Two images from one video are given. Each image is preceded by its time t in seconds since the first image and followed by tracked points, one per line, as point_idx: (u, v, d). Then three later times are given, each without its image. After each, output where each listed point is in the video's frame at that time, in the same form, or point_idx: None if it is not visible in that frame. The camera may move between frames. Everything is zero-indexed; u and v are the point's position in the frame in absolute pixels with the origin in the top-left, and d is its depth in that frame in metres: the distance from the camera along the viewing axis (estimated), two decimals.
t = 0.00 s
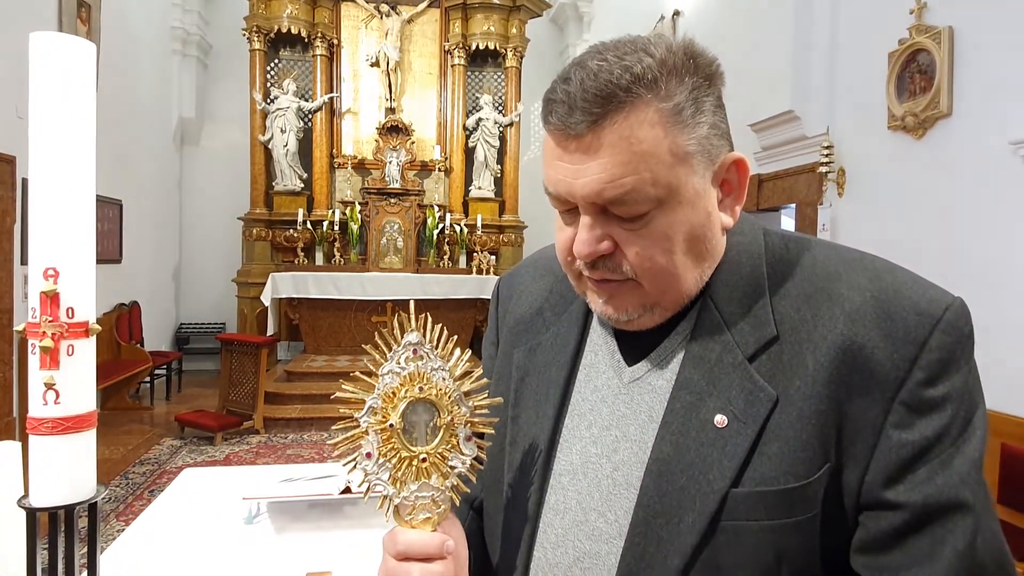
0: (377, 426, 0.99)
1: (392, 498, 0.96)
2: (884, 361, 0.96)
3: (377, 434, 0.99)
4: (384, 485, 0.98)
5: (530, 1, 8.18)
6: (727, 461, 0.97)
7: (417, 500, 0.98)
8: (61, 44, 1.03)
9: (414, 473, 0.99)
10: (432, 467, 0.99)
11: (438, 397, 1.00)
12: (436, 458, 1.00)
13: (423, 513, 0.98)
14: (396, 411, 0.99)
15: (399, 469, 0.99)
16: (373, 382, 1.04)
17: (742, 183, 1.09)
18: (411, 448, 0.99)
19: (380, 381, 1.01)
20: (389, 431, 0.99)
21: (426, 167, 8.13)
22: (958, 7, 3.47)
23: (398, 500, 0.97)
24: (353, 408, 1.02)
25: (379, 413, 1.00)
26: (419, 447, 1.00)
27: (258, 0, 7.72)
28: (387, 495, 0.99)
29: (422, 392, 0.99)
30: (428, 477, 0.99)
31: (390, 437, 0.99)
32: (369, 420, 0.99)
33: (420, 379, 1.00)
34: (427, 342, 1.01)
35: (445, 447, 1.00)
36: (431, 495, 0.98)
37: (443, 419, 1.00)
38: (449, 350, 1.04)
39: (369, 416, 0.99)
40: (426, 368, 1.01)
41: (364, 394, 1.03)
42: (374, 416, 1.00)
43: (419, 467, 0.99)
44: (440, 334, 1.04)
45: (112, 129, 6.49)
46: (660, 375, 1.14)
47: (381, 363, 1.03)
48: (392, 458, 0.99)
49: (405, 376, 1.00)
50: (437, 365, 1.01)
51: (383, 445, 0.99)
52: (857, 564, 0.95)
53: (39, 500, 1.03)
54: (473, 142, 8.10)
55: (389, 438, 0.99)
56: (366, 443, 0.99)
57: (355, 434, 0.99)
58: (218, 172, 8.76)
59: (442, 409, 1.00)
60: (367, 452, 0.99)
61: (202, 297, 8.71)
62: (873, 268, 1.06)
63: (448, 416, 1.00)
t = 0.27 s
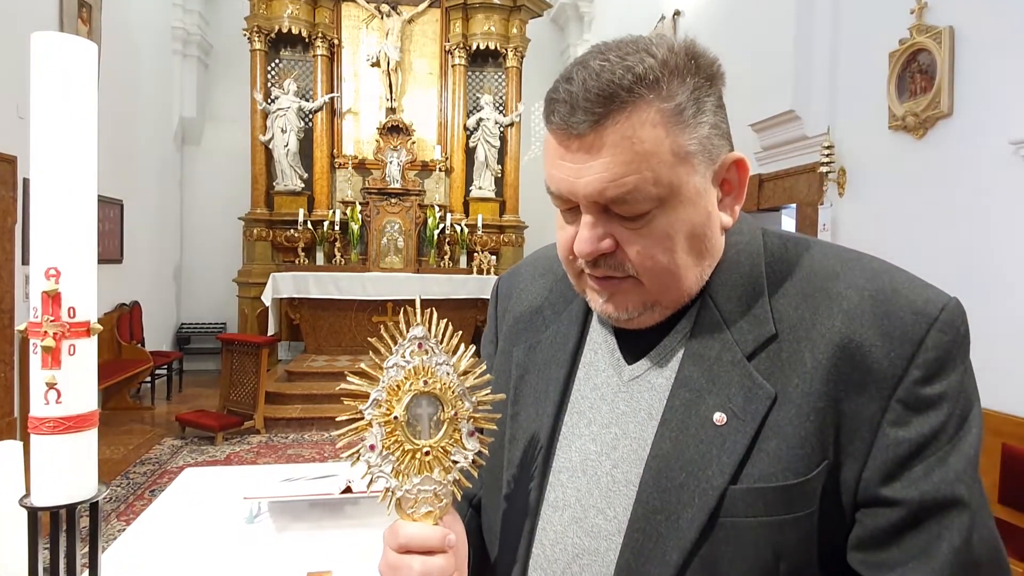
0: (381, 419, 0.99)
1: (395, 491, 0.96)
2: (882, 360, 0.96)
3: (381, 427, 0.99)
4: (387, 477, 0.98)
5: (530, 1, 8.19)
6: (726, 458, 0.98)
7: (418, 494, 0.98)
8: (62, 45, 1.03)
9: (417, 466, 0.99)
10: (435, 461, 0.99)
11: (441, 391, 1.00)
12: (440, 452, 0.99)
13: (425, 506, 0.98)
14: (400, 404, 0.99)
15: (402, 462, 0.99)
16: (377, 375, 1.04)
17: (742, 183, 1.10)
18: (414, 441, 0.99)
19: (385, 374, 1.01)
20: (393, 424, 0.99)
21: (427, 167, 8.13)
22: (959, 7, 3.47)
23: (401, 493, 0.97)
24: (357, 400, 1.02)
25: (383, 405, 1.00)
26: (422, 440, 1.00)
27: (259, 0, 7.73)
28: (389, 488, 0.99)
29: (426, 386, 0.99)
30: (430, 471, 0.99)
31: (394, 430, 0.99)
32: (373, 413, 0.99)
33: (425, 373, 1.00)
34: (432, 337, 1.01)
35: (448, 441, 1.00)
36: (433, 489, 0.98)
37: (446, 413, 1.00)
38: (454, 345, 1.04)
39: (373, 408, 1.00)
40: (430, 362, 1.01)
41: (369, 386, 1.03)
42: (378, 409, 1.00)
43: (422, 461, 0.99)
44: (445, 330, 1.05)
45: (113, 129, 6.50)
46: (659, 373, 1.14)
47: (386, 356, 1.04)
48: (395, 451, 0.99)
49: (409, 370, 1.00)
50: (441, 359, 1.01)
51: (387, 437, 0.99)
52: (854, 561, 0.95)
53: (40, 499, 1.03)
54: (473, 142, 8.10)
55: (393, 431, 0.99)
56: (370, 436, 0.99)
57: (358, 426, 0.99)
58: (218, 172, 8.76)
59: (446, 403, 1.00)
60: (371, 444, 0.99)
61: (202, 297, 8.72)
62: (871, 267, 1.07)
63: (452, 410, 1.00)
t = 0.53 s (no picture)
0: (387, 420, 0.99)
1: (398, 492, 0.96)
2: (877, 361, 0.96)
3: (387, 427, 0.99)
4: (391, 479, 0.98)
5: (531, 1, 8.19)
6: (724, 459, 0.98)
7: (422, 495, 0.98)
8: (64, 45, 1.03)
9: (421, 468, 0.99)
10: (440, 462, 0.99)
11: (448, 394, 1.00)
12: (445, 454, 1.00)
13: (428, 508, 0.98)
14: (406, 405, 0.99)
15: (407, 463, 0.99)
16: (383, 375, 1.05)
17: (737, 184, 1.10)
18: (420, 443, 0.99)
19: (392, 374, 1.01)
20: (398, 424, 0.99)
21: (428, 167, 8.13)
22: (960, 7, 3.47)
23: (404, 494, 0.97)
24: (363, 400, 1.02)
25: (389, 406, 1.00)
26: (427, 442, 1.01)
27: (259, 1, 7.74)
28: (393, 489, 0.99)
29: (433, 387, 0.99)
30: (434, 472, 0.99)
31: (400, 431, 0.99)
32: (379, 413, 0.99)
33: (432, 375, 1.00)
34: (439, 339, 1.01)
35: (453, 443, 1.00)
36: (436, 491, 0.98)
37: (452, 415, 1.00)
38: (460, 347, 1.04)
39: (380, 408, 0.99)
40: (437, 364, 1.01)
41: (375, 386, 1.03)
42: (384, 409, 1.00)
43: (426, 462, 0.99)
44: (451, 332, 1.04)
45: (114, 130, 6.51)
46: (657, 374, 1.14)
47: (392, 356, 1.03)
48: (401, 451, 0.99)
49: (416, 371, 1.00)
50: (448, 361, 1.01)
51: (392, 438, 0.99)
52: (851, 562, 0.95)
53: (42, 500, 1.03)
54: (474, 142, 8.11)
55: (399, 431, 0.99)
56: (376, 436, 0.99)
57: (364, 426, 1.00)
58: (219, 171, 8.77)
59: (452, 405, 1.00)
60: (376, 445, 0.99)
61: (203, 297, 8.72)
62: (868, 268, 1.07)
63: (457, 412, 1.00)
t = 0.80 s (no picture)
0: (393, 419, 1.00)
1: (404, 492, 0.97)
2: (878, 359, 0.96)
3: (392, 426, 1.00)
4: (397, 479, 0.98)
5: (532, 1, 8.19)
6: (725, 458, 0.98)
7: (428, 495, 0.98)
8: (68, 45, 1.03)
9: (427, 468, 0.99)
10: (446, 463, 0.99)
11: (455, 395, 1.00)
12: (451, 454, 1.00)
13: (433, 508, 0.98)
14: (412, 405, 1.00)
15: (412, 463, 0.99)
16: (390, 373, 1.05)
17: (737, 175, 1.11)
18: (425, 443, 1.00)
19: (398, 374, 1.01)
20: (404, 424, 0.99)
21: (429, 167, 8.14)
22: (961, 7, 3.47)
23: (410, 494, 0.98)
24: (369, 399, 1.02)
25: (395, 405, 1.00)
26: (433, 442, 1.01)
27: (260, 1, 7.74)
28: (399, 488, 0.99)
29: (439, 388, 1.00)
30: (440, 473, 1.00)
31: (405, 431, 1.00)
32: (385, 413, 1.00)
33: (438, 375, 1.00)
34: (446, 339, 1.01)
35: (460, 444, 1.00)
36: (441, 492, 0.98)
37: (458, 415, 1.00)
38: (470, 346, 1.04)
39: (385, 407, 1.00)
40: (443, 364, 1.01)
41: (381, 385, 1.03)
42: (390, 409, 1.00)
43: (432, 463, 0.99)
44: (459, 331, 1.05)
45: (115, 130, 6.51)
46: (658, 373, 1.14)
47: (399, 355, 1.04)
48: (406, 451, 0.99)
49: (422, 371, 1.00)
50: (456, 362, 1.01)
51: (398, 438, 1.00)
52: (852, 560, 0.95)
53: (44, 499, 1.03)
54: (475, 142, 8.11)
55: (404, 431, 1.00)
56: (381, 436, 0.99)
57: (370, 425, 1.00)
58: (220, 171, 8.78)
59: (459, 405, 1.00)
60: (381, 444, 0.99)
61: (204, 297, 8.73)
62: (868, 265, 1.06)
63: (464, 413, 1.00)
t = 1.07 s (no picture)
0: (403, 409, 1.00)
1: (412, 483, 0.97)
2: (871, 353, 0.97)
3: (402, 417, 1.00)
4: (406, 468, 0.99)
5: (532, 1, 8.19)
6: (725, 451, 0.97)
7: (435, 489, 0.98)
8: (70, 45, 1.04)
9: (436, 460, 0.99)
10: (456, 456, 0.99)
11: (468, 386, 1.00)
12: (461, 448, 1.00)
13: (441, 502, 0.98)
14: (422, 396, 1.00)
15: (421, 454, 0.99)
16: (401, 363, 1.05)
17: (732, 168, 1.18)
18: (434, 435, 1.00)
19: (410, 363, 1.01)
20: (413, 415, 1.00)
21: (429, 167, 8.14)
22: (962, 7, 3.47)
23: (418, 485, 0.98)
24: (381, 386, 1.03)
25: (406, 395, 1.00)
26: (444, 434, 1.01)
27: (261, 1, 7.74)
28: (407, 478, 1.00)
29: (451, 379, 0.99)
30: (450, 466, 0.99)
31: (414, 421, 1.00)
32: (396, 401, 1.00)
33: (450, 366, 1.01)
34: (461, 328, 1.01)
35: (471, 438, 1.00)
36: (450, 485, 0.98)
37: (470, 408, 0.99)
38: (484, 338, 1.04)
39: (396, 397, 1.00)
40: (457, 355, 1.01)
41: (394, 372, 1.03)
42: (401, 398, 1.00)
43: (442, 456, 0.99)
44: (472, 322, 1.05)
45: (116, 130, 6.52)
46: (657, 369, 1.15)
47: (412, 344, 1.04)
48: (415, 442, 1.00)
49: (435, 361, 1.01)
50: (471, 352, 1.01)
51: (407, 428, 1.00)
52: (851, 551, 0.95)
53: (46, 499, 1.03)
54: (475, 142, 8.11)
55: (413, 422, 1.00)
56: (391, 425, 0.99)
57: (381, 414, 1.00)
58: (221, 172, 8.78)
59: (471, 397, 1.00)
60: (391, 433, 0.99)
61: (205, 297, 8.74)
62: (860, 262, 1.07)
63: (477, 405, 1.00)
